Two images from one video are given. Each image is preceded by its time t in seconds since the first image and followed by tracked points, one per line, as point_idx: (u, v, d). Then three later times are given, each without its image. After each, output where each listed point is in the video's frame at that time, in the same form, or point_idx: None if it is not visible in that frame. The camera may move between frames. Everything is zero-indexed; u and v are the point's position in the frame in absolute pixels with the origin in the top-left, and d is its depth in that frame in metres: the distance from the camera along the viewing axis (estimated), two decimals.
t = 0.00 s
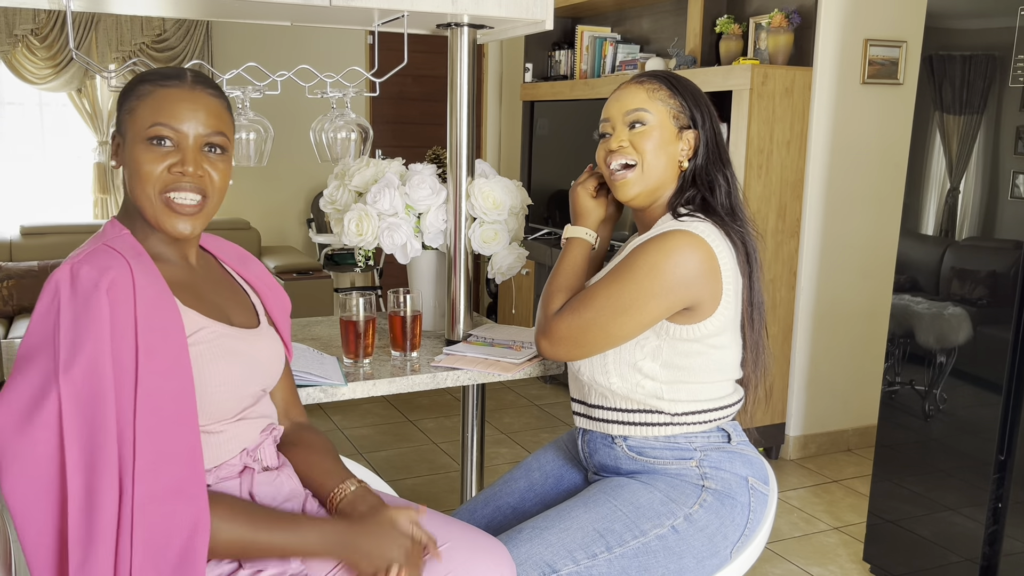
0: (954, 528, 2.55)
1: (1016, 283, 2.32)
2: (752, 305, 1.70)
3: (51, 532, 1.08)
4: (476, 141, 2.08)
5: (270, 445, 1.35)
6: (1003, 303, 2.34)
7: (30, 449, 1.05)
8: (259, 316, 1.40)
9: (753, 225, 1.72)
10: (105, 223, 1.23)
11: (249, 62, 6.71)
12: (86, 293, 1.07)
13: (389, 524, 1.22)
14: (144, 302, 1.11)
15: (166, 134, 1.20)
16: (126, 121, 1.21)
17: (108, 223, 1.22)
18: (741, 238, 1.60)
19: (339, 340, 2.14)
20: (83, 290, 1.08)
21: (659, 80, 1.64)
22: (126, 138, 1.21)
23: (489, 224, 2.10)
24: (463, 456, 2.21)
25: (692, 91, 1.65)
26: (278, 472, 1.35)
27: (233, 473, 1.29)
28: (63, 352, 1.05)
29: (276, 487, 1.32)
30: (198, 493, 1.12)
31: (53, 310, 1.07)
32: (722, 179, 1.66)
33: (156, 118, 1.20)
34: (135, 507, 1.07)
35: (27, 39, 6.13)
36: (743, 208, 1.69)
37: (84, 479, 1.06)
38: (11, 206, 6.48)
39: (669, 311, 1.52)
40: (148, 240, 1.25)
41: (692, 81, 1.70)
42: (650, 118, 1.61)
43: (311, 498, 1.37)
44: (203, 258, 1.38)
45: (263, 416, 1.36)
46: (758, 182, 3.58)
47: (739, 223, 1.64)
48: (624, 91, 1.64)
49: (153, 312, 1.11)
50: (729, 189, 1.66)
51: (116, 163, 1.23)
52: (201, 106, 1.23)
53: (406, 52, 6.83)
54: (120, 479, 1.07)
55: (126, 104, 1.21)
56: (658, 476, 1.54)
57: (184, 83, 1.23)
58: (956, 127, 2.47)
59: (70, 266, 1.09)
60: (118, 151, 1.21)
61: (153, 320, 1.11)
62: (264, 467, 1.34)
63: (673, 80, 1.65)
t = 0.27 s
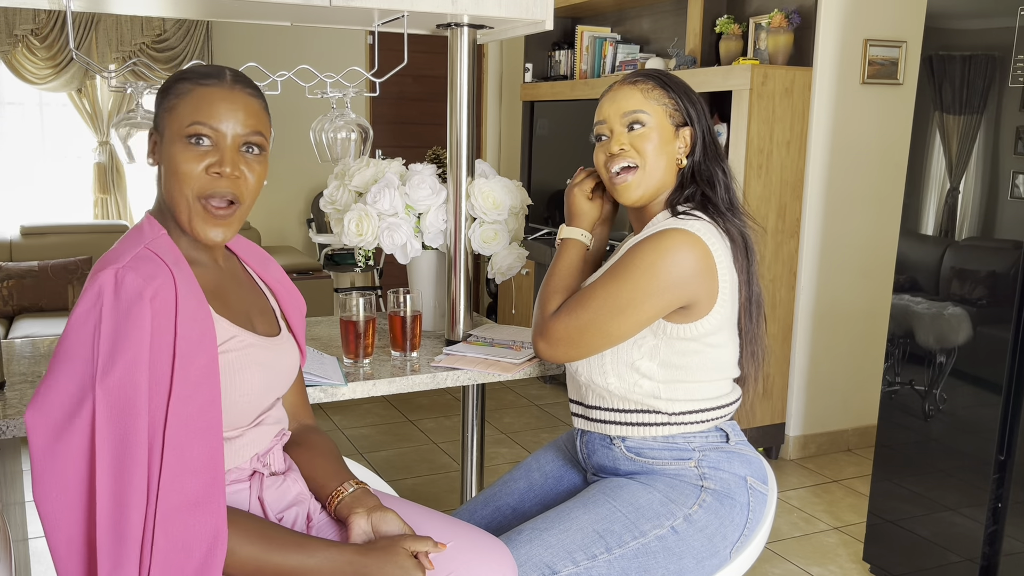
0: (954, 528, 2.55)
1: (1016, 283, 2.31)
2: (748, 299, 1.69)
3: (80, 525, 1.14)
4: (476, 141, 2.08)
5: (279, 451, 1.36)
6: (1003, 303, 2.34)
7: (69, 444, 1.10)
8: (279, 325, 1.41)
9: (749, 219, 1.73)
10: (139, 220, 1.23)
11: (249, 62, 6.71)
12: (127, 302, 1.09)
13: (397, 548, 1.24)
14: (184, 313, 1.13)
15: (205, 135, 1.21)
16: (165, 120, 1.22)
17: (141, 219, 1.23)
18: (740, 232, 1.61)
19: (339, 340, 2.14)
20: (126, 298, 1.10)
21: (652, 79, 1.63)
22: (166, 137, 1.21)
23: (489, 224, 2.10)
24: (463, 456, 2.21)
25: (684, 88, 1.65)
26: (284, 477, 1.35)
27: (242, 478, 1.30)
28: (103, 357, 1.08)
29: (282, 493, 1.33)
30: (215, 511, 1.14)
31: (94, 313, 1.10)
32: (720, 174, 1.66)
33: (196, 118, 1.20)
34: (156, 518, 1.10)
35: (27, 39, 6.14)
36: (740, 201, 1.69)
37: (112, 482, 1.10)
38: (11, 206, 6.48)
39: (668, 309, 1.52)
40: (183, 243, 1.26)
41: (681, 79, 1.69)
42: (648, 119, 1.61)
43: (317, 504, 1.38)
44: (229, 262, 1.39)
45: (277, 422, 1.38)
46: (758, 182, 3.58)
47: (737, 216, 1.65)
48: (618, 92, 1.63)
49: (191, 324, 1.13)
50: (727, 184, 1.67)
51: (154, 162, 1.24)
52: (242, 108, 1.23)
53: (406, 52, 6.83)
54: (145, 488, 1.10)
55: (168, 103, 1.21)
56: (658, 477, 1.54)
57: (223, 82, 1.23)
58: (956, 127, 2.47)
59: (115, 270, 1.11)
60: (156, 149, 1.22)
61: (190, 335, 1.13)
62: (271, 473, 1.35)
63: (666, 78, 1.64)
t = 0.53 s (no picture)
0: (955, 528, 2.54)
1: (1016, 283, 2.31)
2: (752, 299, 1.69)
3: (80, 534, 1.14)
4: (476, 141, 2.08)
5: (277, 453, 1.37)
6: (1003, 303, 2.34)
7: (71, 455, 1.10)
8: (276, 326, 1.40)
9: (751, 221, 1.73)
10: (136, 222, 1.24)
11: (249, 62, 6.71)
12: (133, 313, 1.10)
13: (397, 549, 1.24)
14: (188, 324, 1.13)
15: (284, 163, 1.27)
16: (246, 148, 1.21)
17: (143, 224, 1.21)
18: (741, 234, 1.61)
19: (339, 340, 2.14)
20: (132, 309, 1.10)
21: (652, 80, 1.63)
22: (256, 165, 1.23)
23: (489, 224, 2.10)
24: (463, 456, 2.21)
25: (686, 88, 1.65)
26: (282, 478, 1.35)
27: (241, 481, 1.30)
28: (108, 368, 1.08)
29: (281, 494, 1.32)
30: (219, 522, 1.14)
31: (100, 323, 1.09)
32: (721, 175, 1.66)
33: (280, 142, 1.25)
34: (160, 529, 1.11)
35: (27, 39, 6.13)
36: (742, 203, 1.69)
37: (117, 492, 1.10)
38: (11, 206, 6.48)
39: (669, 310, 1.52)
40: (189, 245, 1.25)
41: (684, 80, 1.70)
42: (648, 119, 1.61)
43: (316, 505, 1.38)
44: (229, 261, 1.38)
45: (275, 423, 1.38)
46: (757, 182, 3.58)
47: (738, 218, 1.64)
48: (618, 93, 1.63)
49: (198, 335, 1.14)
50: (729, 185, 1.67)
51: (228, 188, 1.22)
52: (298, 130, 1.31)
53: (406, 52, 6.83)
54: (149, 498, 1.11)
55: (251, 132, 1.21)
56: (658, 477, 1.54)
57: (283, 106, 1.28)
58: (956, 127, 2.47)
59: (121, 280, 1.11)
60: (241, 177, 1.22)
61: (197, 345, 1.14)
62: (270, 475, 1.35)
63: (666, 79, 1.64)
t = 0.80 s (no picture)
0: (954, 528, 2.55)
1: (1016, 283, 2.32)
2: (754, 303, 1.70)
3: (80, 532, 1.14)
4: (476, 141, 2.08)
5: (278, 452, 1.37)
6: (1003, 303, 2.34)
7: (72, 453, 1.10)
8: (276, 326, 1.41)
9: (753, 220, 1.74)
10: (139, 221, 1.24)
11: (249, 62, 6.71)
12: (135, 312, 1.10)
13: (398, 548, 1.24)
14: (190, 323, 1.14)
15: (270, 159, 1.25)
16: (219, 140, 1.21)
17: (144, 224, 1.22)
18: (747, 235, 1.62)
19: (339, 340, 2.15)
20: (134, 308, 1.10)
21: (662, 81, 1.63)
22: (233, 161, 1.22)
23: (489, 224, 2.10)
24: (463, 455, 2.22)
25: (693, 88, 1.65)
26: (283, 477, 1.36)
27: (242, 479, 1.31)
28: (110, 366, 1.09)
29: (281, 493, 1.33)
30: (220, 521, 1.14)
31: (102, 322, 1.10)
32: (727, 177, 1.67)
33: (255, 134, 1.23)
34: (161, 527, 1.11)
35: (27, 39, 6.14)
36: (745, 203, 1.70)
37: (117, 489, 1.11)
38: (11, 206, 6.49)
39: (680, 310, 1.52)
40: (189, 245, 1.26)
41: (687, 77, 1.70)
42: (658, 123, 1.61)
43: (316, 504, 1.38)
44: (230, 261, 1.39)
45: (276, 422, 1.38)
46: (757, 182, 3.59)
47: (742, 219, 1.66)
48: (627, 94, 1.63)
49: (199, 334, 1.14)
50: (734, 187, 1.68)
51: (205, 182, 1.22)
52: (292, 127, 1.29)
53: (406, 52, 6.83)
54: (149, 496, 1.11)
55: (224, 125, 1.21)
56: (661, 474, 1.54)
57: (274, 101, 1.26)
58: (955, 127, 2.47)
59: (123, 279, 1.12)
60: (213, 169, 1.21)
61: (199, 344, 1.14)
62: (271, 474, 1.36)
63: (675, 78, 1.64)
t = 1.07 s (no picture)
0: (954, 528, 2.55)
1: (1015, 283, 2.32)
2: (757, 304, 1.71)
3: (82, 527, 1.14)
4: (476, 141, 2.08)
5: (281, 452, 1.37)
6: (1003, 303, 2.34)
7: (72, 448, 1.10)
8: (285, 324, 1.41)
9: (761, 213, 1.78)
10: (145, 222, 1.24)
11: (249, 62, 6.71)
12: (133, 308, 1.10)
13: (399, 548, 1.24)
14: (190, 319, 1.14)
15: (209, 133, 1.21)
16: (165, 125, 1.21)
17: (150, 224, 1.23)
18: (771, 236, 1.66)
19: (338, 340, 2.14)
20: (133, 303, 1.11)
21: (691, 81, 1.62)
22: (169, 142, 1.21)
23: (489, 224, 2.10)
24: (464, 455, 2.22)
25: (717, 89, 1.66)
26: (286, 477, 1.35)
27: (244, 478, 1.31)
28: (109, 361, 1.09)
29: (284, 493, 1.33)
30: (221, 516, 1.14)
31: (101, 318, 1.10)
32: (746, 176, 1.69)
33: (202, 116, 1.21)
34: (161, 523, 1.11)
35: (27, 39, 6.14)
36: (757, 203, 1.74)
37: (117, 484, 1.11)
38: (11, 206, 6.49)
39: (727, 313, 1.54)
40: (191, 241, 1.27)
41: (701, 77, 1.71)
42: (690, 124, 1.61)
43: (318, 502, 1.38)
44: (239, 260, 1.39)
45: (280, 423, 1.39)
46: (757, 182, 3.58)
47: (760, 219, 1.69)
48: (658, 93, 1.61)
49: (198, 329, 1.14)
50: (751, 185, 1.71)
51: (160, 170, 1.23)
52: (237, 98, 1.24)
53: (406, 53, 6.83)
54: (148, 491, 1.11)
55: (169, 109, 1.21)
56: (696, 476, 1.54)
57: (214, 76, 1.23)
58: (955, 127, 2.47)
59: (123, 275, 1.12)
60: (163, 157, 1.22)
61: (198, 339, 1.14)
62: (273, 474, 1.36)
63: (703, 80, 1.64)
